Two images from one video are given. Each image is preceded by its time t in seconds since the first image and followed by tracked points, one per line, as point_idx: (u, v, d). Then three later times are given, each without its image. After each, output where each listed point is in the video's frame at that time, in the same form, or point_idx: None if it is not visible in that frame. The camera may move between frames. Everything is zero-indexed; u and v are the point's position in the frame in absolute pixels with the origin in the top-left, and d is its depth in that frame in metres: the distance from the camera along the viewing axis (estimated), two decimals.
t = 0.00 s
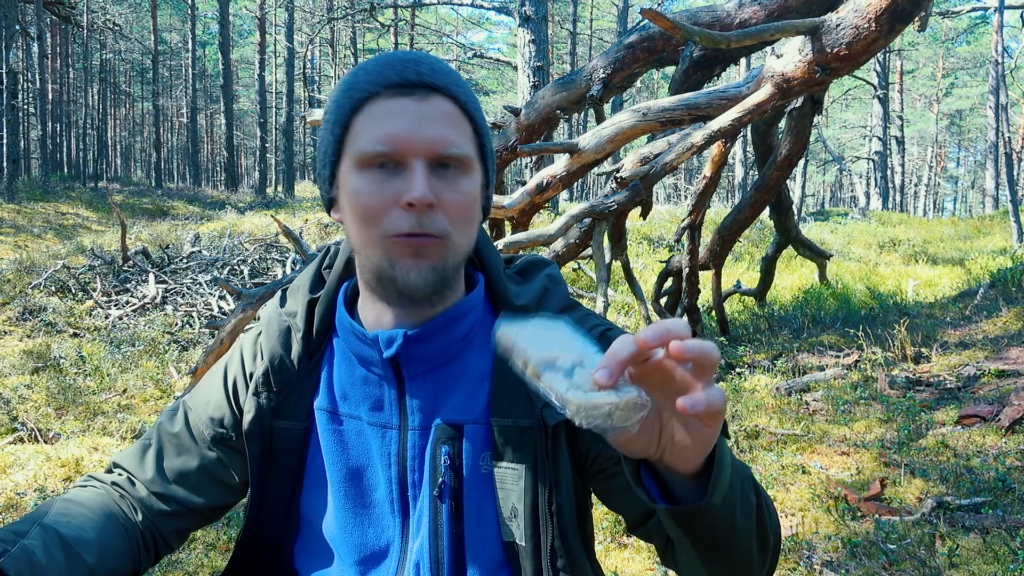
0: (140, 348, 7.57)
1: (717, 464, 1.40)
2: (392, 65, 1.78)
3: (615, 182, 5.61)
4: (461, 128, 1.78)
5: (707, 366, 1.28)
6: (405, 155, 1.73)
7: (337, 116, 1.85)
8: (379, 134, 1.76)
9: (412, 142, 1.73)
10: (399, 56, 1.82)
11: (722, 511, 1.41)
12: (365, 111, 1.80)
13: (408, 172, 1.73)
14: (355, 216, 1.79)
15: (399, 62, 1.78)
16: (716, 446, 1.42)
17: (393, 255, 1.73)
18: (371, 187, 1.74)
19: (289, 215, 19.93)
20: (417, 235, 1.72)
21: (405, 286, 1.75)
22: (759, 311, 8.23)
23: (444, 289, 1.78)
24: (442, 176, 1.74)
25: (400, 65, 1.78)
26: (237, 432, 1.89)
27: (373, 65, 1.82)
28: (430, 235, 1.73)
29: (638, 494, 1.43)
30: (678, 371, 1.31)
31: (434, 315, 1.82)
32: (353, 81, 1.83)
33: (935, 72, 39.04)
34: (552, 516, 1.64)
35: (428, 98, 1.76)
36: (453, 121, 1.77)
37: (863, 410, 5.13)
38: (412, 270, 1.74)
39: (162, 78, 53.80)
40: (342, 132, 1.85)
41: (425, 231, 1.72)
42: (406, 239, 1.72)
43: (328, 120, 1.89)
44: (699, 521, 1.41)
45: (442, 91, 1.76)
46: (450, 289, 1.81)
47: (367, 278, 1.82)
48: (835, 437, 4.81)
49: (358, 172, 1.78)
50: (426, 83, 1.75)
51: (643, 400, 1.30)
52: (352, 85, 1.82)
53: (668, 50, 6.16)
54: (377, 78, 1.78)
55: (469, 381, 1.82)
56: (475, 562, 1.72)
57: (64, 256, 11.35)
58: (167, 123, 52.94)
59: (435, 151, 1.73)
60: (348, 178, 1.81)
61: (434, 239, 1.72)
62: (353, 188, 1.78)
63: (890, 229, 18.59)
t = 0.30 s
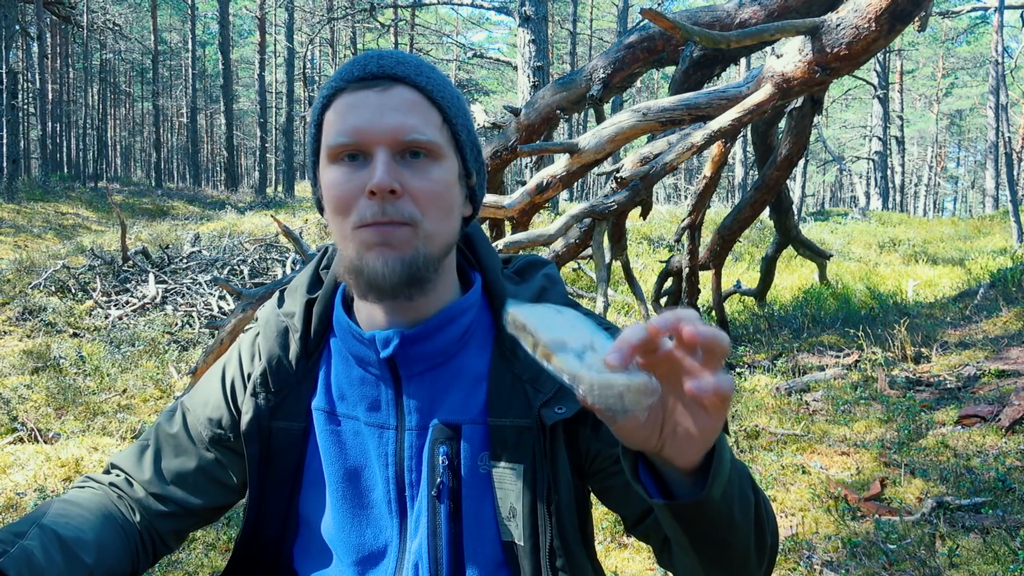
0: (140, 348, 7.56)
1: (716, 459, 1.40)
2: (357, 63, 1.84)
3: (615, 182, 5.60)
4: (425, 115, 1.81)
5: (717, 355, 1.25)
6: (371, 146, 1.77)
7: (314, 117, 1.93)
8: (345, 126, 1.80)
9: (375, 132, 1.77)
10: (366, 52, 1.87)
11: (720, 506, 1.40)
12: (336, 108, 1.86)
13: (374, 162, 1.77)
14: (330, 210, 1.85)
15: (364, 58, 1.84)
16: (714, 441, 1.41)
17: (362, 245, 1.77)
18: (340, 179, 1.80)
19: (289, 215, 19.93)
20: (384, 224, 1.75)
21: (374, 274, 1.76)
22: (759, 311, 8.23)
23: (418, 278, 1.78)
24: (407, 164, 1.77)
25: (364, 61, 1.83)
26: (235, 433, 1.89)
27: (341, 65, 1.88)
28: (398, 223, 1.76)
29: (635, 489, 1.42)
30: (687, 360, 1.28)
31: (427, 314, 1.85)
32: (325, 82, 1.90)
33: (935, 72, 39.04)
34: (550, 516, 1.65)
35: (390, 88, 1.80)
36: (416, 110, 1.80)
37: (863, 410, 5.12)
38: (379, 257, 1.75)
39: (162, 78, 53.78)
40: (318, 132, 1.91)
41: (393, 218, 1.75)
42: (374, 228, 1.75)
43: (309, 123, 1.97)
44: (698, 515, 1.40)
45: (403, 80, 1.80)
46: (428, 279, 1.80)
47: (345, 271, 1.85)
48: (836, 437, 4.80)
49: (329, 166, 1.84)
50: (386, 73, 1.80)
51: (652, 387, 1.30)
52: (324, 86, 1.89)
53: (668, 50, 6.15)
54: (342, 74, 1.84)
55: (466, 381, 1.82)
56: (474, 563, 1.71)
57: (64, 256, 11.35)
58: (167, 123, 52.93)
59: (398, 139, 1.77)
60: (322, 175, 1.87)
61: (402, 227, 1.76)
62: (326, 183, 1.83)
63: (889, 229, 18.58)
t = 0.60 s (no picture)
0: (140, 348, 7.56)
1: (707, 455, 1.40)
2: (354, 64, 1.83)
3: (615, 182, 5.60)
4: (420, 116, 1.80)
5: (713, 348, 1.33)
6: (366, 146, 1.78)
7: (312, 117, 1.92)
8: (341, 128, 1.81)
9: (371, 133, 1.77)
10: (363, 53, 1.87)
11: (714, 503, 1.39)
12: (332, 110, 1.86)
13: (369, 164, 1.77)
14: (328, 211, 1.85)
15: (359, 59, 1.84)
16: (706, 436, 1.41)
17: (359, 246, 1.78)
18: (338, 181, 1.81)
19: (289, 215, 19.93)
20: (380, 225, 1.76)
21: (372, 274, 1.77)
22: (759, 311, 8.23)
23: (415, 277, 1.78)
24: (402, 165, 1.77)
25: (360, 62, 1.82)
26: (236, 433, 1.89)
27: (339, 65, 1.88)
28: (394, 224, 1.76)
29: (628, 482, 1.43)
30: (684, 354, 1.37)
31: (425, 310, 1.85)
32: (322, 82, 1.89)
33: (935, 73, 39.04)
34: (546, 513, 1.64)
35: (385, 90, 1.80)
36: (412, 110, 1.80)
37: (863, 410, 5.12)
38: (376, 257, 1.76)
39: (162, 78, 53.76)
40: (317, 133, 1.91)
41: (389, 219, 1.75)
42: (370, 229, 1.76)
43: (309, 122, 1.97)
44: (690, 511, 1.39)
45: (398, 81, 1.79)
46: (426, 278, 1.80)
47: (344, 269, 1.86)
48: (835, 437, 4.80)
49: (327, 166, 1.84)
50: (381, 75, 1.79)
51: (645, 371, 1.34)
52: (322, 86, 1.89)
53: (668, 50, 6.15)
54: (337, 77, 1.84)
55: (464, 379, 1.81)
56: (471, 561, 1.71)
57: (64, 256, 11.35)
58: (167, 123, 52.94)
59: (393, 139, 1.76)
60: (321, 175, 1.87)
61: (398, 227, 1.76)
62: (325, 184, 1.84)
63: (889, 229, 18.57)
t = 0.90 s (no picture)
0: (139, 348, 7.56)
1: (716, 464, 1.39)
2: (358, 65, 1.83)
3: (615, 182, 5.60)
4: (424, 119, 1.81)
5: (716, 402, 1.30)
6: (371, 149, 1.78)
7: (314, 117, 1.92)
8: (345, 130, 1.81)
9: (375, 136, 1.77)
10: (366, 53, 1.86)
11: (717, 510, 1.39)
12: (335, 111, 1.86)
13: (374, 167, 1.78)
14: (330, 213, 1.86)
15: (364, 60, 1.84)
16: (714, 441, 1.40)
17: (363, 250, 1.79)
18: (341, 183, 1.81)
19: (289, 215, 19.93)
20: (384, 230, 1.77)
21: (375, 279, 1.79)
22: (759, 311, 8.23)
23: (418, 281, 1.80)
24: (406, 169, 1.78)
25: (364, 65, 1.82)
26: (236, 432, 1.89)
27: (342, 66, 1.87)
28: (397, 227, 1.77)
29: (636, 482, 1.44)
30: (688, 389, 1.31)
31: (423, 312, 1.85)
32: (325, 82, 1.89)
33: (935, 73, 39.06)
34: (547, 512, 1.64)
35: (389, 93, 1.80)
36: (415, 113, 1.81)
37: (863, 410, 5.13)
38: (380, 262, 1.77)
39: (162, 78, 53.75)
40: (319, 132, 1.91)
41: (392, 224, 1.76)
42: (374, 233, 1.77)
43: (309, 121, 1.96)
44: (694, 516, 1.39)
45: (402, 84, 1.80)
46: (427, 282, 1.82)
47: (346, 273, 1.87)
48: (836, 437, 4.80)
49: (329, 169, 1.84)
50: (386, 77, 1.79)
51: (645, 398, 1.35)
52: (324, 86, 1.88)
53: (668, 50, 6.15)
54: (342, 76, 1.83)
55: (465, 378, 1.81)
56: (472, 560, 1.71)
57: (64, 256, 11.35)
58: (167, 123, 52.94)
59: (397, 143, 1.77)
60: (322, 176, 1.87)
61: (401, 231, 1.77)
62: (327, 186, 1.84)
63: (890, 229, 18.57)
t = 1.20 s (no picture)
0: (140, 348, 7.57)
1: (717, 465, 1.39)
2: (367, 67, 1.82)
3: (615, 182, 5.60)
4: (432, 122, 1.80)
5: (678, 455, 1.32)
6: (379, 150, 1.76)
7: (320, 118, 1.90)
8: (352, 131, 1.79)
9: (384, 137, 1.75)
10: (375, 57, 1.86)
11: (716, 509, 1.39)
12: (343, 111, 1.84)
13: (382, 168, 1.75)
14: (334, 213, 1.83)
15: (372, 62, 1.83)
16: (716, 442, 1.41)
17: (369, 251, 1.76)
18: (347, 184, 1.78)
19: (289, 215, 19.93)
20: (390, 230, 1.74)
21: (381, 280, 1.77)
22: (759, 311, 8.24)
23: (422, 281, 1.79)
24: (413, 171, 1.76)
25: (373, 66, 1.82)
26: (237, 432, 1.89)
27: (350, 67, 1.86)
28: (404, 229, 1.75)
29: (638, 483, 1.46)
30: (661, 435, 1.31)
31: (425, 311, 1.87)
32: (332, 83, 1.88)
33: (935, 73, 39.04)
34: (547, 511, 1.64)
35: (398, 94, 1.79)
36: (424, 116, 1.79)
37: (863, 410, 5.13)
38: (386, 262, 1.76)
39: (161, 78, 53.74)
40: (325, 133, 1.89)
41: (399, 224, 1.74)
42: (380, 234, 1.74)
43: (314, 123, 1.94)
44: (692, 515, 1.39)
45: (411, 87, 1.79)
46: (430, 283, 1.81)
47: (349, 273, 1.85)
48: (836, 437, 4.80)
49: (334, 170, 1.82)
50: (395, 79, 1.79)
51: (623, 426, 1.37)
52: (331, 86, 1.87)
53: (668, 50, 6.15)
54: (350, 78, 1.83)
55: (466, 378, 1.81)
56: (472, 560, 1.71)
57: (64, 256, 11.35)
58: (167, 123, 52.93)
59: (406, 144, 1.75)
60: (328, 177, 1.85)
61: (407, 232, 1.75)
62: (333, 186, 1.81)
63: (890, 229, 18.58)
